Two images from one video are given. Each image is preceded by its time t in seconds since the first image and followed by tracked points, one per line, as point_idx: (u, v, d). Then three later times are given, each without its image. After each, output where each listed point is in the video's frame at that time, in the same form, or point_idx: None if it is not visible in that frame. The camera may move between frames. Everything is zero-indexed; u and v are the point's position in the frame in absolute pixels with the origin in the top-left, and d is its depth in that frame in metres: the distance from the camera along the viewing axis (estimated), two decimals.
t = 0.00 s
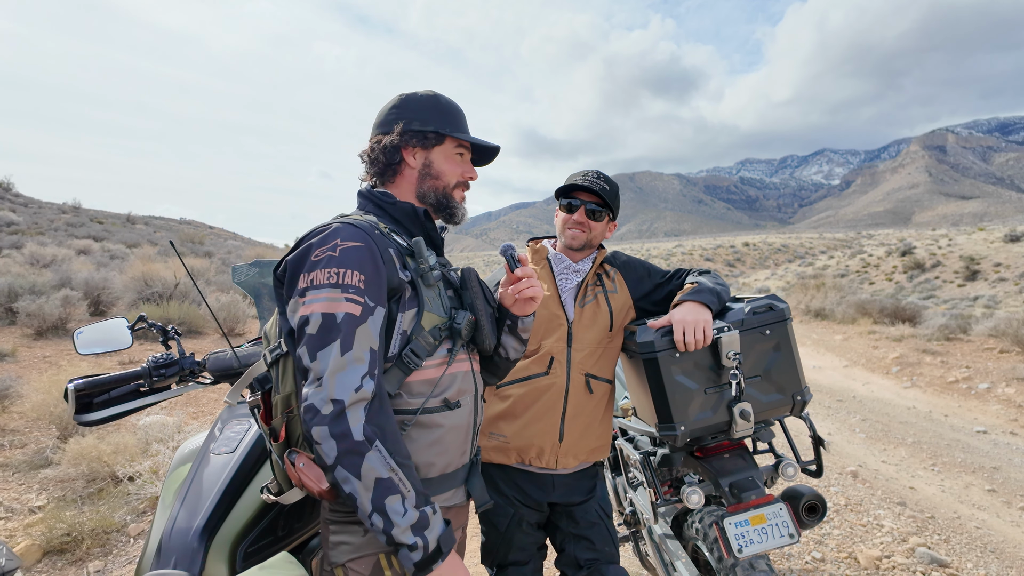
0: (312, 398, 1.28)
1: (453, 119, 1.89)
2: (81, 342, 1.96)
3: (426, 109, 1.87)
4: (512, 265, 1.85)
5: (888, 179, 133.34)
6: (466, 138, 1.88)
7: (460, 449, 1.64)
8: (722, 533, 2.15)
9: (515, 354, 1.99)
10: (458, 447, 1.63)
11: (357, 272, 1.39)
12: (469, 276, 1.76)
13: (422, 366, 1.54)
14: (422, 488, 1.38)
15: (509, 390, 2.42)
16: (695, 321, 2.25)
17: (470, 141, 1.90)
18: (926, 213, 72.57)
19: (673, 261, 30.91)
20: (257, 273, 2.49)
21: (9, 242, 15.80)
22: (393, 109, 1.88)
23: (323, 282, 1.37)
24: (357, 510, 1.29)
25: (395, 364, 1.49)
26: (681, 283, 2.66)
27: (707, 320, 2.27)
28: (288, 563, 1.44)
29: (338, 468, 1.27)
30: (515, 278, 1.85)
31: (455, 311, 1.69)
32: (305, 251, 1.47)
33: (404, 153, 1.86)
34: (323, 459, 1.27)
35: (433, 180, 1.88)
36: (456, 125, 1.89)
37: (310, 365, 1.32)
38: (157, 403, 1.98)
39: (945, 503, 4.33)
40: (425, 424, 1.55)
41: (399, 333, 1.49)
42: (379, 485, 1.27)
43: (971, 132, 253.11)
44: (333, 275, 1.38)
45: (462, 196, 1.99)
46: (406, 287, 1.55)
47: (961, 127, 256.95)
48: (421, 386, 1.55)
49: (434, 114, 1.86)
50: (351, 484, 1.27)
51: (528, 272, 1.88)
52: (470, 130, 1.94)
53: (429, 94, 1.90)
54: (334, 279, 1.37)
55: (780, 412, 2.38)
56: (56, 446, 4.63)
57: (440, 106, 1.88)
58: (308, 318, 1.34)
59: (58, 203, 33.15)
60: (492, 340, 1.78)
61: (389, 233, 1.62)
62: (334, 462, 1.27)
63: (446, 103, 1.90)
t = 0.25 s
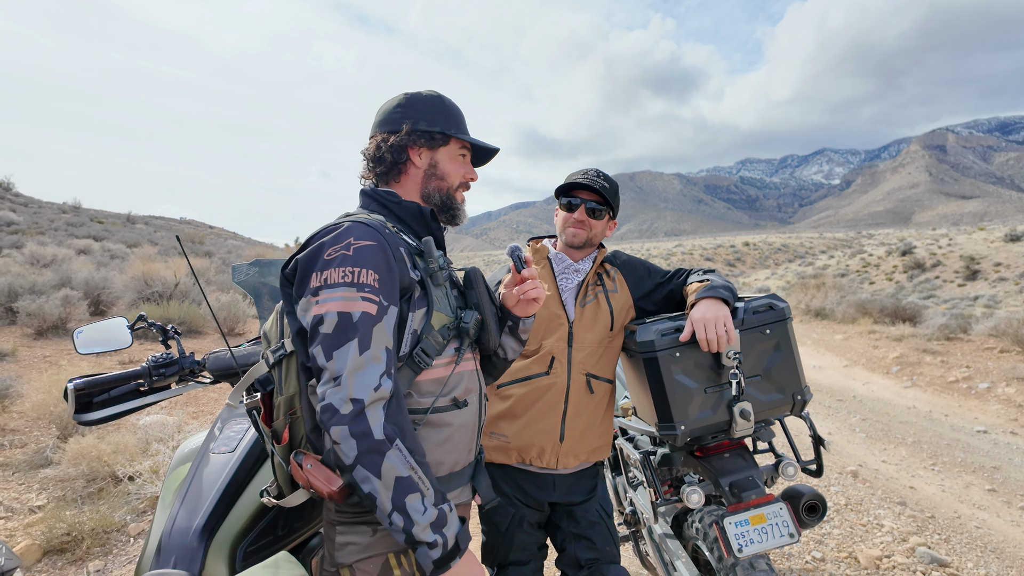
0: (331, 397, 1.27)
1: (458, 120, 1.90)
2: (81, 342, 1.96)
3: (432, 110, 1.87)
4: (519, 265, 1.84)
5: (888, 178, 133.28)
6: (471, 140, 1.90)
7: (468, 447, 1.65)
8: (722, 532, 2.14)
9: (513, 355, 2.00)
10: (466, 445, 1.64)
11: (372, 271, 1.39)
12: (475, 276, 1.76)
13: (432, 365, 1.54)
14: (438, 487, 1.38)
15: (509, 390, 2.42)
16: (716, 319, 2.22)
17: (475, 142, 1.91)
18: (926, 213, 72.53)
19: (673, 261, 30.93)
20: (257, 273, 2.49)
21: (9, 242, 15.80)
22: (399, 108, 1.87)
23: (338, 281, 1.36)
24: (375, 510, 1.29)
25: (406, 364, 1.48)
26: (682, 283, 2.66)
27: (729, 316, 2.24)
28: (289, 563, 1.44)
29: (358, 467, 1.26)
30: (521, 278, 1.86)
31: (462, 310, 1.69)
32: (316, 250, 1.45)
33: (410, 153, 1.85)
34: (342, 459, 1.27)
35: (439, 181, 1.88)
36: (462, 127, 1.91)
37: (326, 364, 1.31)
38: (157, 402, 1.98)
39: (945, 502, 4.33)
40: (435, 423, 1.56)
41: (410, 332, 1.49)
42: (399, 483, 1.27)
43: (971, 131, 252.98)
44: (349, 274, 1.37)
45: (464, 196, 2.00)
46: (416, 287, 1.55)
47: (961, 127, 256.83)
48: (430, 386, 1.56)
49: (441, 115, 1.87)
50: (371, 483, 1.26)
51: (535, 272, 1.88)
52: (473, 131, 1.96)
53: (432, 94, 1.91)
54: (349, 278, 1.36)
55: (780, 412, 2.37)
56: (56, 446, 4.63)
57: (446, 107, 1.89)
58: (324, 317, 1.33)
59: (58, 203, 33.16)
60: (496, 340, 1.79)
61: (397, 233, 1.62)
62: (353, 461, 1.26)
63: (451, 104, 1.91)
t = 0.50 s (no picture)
0: (347, 398, 1.26)
1: (467, 123, 1.93)
2: (81, 342, 1.96)
3: (445, 113, 1.89)
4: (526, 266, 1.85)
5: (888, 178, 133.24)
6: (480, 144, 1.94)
7: (475, 446, 1.65)
8: (722, 533, 2.15)
9: (512, 355, 1.98)
10: (473, 444, 1.64)
11: (384, 272, 1.38)
12: (480, 276, 1.76)
13: (440, 365, 1.54)
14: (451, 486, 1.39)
15: (510, 390, 2.42)
16: (732, 323, 2.22)
17: (482, 146, 1.95)
18: (926, 213, 72.50)
19: (673, 261, 30.92)
20: (257, 273, 2.49)
21: (9, 242, 15.80)
22: (411, 108, 1.85)
23: (351, 282, 1.35)
24: (391, 511, 1.29)
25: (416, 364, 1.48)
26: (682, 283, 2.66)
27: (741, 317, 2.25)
28: (291, 564, 1.44)
29: (374, 468, 1.26)
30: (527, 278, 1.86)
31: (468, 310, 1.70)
32: (327, 250, 1.44)
33: (424, 154, 1.84)
34: (359, 460, 1.26)
35: (451, 183, 1.90)
36: (470, 130, 1.94)
37: (339, 366, 1.30)
38: (156, 403, 1.98)
39: (945, 502, 4.33)
40: (444, 423, 1.56)
41: (420, 332, 1.49)
42: (416, 483, 1.27)
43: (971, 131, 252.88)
44: (361, 275, 1.36)
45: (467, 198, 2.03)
46: (425, 287, 1.55)
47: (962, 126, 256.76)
48: (438, 385, 1.56)
49: (452, 118, 1.89)
50: (387, 484, 1.26)
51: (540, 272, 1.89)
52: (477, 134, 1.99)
53: (442, 96, 1.91)
54: (362, 279, 1.36)
55: (780, 412, 2.37)
56: (56, 446, 4.63)
57: (456, 109, 1.91)
58: (337, 318, 1.32)
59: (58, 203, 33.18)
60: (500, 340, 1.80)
61: (405, 233, 1.61)
62: (370, 462, 1.26)
63: (459, 107, 1.93)
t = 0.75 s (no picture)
0: (359, 401, 1.26)
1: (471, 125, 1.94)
2: (80, 341, 1.96)
3: (449, 113, 1.89)
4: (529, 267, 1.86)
5: (888, 178, 133.22)
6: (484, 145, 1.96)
7: (480, 446, 1.66)
8: (722, 532, 2.15)
9: (513, 354, 1.96)
10: (478, 444, 1.65)
11: (394, 274, 1.38)
12: (483, 275, 1.76)
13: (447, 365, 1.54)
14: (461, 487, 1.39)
15: (510, 389, 2.42)
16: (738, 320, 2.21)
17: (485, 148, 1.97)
18: (926, 213, 72.47)
19: (673, 261, 30.91)
20: (257, 273, 2.49)
21: (10, 242, 15.79)
22: (418, 108, 1.86)
23: (361, 284, 1.35)
24: (403, 513, 1.28)
25: (423, 365, 1.48)
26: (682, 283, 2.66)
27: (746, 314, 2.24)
28: (291, 564, 1.44)
29: (387, 470, 1.26)
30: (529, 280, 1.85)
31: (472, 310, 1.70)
32: (335, 251, 1.43)
33: (431, 154, 1.84)
34: (371, 462, 1.26)
35: (456, 183, 1.91)
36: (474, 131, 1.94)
37: (350, 368, 1.30)
38: (156, 402, 1.98)
39: (945, 502, 4.33)
40: (450, 423, 1.57)
41: (427, 333, 1.49)
42: (428, 485, 1.27)
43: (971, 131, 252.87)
44: (371, 277, 1.35)
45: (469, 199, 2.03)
46: (432, 288, 1.55)
47: (962, 126, 256.73)
48: (445, 386, 1.56)
49: (458, 119, 1.90)
50: (400, 486, 1.26)
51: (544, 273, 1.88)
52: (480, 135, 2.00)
53: (446, 96, 1.92)
54: (372, 281, 1.35)
55: (780, 411, 2.37)
56: (56, 446, 4.63)
57: (460, 111, 1.92)
58: (347, 320, 1.32)
59: (59, 203, 33.19)
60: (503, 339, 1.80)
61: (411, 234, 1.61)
62: (383, 465, 1.26)
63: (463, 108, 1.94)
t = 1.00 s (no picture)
0: (360, 399, 1.26)
1: (465, 120, 1.92)
2: (79, 341, 1.95)
3: (443, 110, 1.88)
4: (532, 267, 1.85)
5: (888, 178, 133.22)
6: (480, 141, 1.93)
7: (481, 446, 1.66)
8: (721, 532, 2.15)
9: (514, 354, 1.96)
10: (479, 444, 1.65)
11: (395, 271, 1.38)
12: (484, 274, 1.76)
13: (448, 364, 1.54)
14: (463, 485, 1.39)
15: (510, 389, 2.42)
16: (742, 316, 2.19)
17: (480, 142, 1.94)
18: (926, 212, 72.47)
19: (673, 261, 30.91)
20: (256, 272, 2.48)
21: (9, 242, 15.78)
22: (408, 107, 1.86)
23: (361, 281, 1.34)
24: (405, 511, 1.28)
25: (424, 363, 1.48)
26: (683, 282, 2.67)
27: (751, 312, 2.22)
28: (289, 564, 1.44)
29: (389, 469, 1.25)
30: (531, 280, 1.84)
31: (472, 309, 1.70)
32: (335, 249, 1.42)
33: (421, 152, 1.84)
34: (372, 461, 1.26)
35: (450, 180, 1.89)
36: (468, 126, 1.92)
37: (351, 366, 1.30)
38: (156, 402, 1.98)
39: (945, 502, 4.33)
40: (451, 423, 1.57)
41: (428, 332, 1.49)
42: (430, 483, 1.27)
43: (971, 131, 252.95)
44: (372, 275, 1.35)
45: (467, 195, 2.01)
46: (432, 287, 1.55)
47: (961, 126, 256.79)
48: (445, 385, 1.56)
49: (449, 114, 1.88)
50: (402, 484, 1.26)
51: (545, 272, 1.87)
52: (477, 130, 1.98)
53: (442, 94, 1.91)
54: (373, 278, 1.35)
55: (779, 411, 2.37)
56: (55, 446, 4.63)
57: (452, 106, 1.90)
58: (348, 317, 1.31)
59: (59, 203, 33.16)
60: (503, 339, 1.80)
61: (412, 233, 1.61)
62: (384, 463, 1.25)
63: (457, 103, 1.92)
